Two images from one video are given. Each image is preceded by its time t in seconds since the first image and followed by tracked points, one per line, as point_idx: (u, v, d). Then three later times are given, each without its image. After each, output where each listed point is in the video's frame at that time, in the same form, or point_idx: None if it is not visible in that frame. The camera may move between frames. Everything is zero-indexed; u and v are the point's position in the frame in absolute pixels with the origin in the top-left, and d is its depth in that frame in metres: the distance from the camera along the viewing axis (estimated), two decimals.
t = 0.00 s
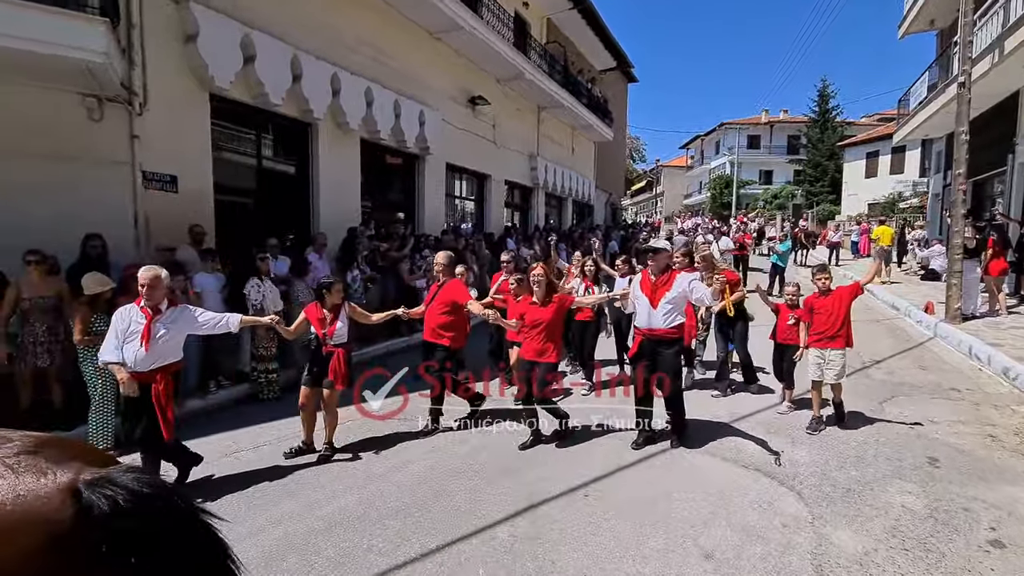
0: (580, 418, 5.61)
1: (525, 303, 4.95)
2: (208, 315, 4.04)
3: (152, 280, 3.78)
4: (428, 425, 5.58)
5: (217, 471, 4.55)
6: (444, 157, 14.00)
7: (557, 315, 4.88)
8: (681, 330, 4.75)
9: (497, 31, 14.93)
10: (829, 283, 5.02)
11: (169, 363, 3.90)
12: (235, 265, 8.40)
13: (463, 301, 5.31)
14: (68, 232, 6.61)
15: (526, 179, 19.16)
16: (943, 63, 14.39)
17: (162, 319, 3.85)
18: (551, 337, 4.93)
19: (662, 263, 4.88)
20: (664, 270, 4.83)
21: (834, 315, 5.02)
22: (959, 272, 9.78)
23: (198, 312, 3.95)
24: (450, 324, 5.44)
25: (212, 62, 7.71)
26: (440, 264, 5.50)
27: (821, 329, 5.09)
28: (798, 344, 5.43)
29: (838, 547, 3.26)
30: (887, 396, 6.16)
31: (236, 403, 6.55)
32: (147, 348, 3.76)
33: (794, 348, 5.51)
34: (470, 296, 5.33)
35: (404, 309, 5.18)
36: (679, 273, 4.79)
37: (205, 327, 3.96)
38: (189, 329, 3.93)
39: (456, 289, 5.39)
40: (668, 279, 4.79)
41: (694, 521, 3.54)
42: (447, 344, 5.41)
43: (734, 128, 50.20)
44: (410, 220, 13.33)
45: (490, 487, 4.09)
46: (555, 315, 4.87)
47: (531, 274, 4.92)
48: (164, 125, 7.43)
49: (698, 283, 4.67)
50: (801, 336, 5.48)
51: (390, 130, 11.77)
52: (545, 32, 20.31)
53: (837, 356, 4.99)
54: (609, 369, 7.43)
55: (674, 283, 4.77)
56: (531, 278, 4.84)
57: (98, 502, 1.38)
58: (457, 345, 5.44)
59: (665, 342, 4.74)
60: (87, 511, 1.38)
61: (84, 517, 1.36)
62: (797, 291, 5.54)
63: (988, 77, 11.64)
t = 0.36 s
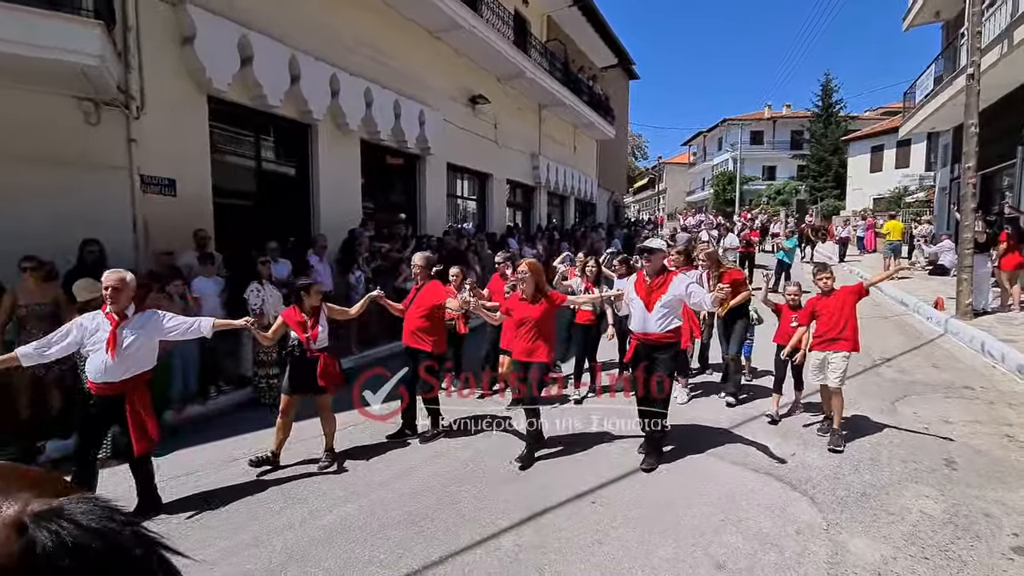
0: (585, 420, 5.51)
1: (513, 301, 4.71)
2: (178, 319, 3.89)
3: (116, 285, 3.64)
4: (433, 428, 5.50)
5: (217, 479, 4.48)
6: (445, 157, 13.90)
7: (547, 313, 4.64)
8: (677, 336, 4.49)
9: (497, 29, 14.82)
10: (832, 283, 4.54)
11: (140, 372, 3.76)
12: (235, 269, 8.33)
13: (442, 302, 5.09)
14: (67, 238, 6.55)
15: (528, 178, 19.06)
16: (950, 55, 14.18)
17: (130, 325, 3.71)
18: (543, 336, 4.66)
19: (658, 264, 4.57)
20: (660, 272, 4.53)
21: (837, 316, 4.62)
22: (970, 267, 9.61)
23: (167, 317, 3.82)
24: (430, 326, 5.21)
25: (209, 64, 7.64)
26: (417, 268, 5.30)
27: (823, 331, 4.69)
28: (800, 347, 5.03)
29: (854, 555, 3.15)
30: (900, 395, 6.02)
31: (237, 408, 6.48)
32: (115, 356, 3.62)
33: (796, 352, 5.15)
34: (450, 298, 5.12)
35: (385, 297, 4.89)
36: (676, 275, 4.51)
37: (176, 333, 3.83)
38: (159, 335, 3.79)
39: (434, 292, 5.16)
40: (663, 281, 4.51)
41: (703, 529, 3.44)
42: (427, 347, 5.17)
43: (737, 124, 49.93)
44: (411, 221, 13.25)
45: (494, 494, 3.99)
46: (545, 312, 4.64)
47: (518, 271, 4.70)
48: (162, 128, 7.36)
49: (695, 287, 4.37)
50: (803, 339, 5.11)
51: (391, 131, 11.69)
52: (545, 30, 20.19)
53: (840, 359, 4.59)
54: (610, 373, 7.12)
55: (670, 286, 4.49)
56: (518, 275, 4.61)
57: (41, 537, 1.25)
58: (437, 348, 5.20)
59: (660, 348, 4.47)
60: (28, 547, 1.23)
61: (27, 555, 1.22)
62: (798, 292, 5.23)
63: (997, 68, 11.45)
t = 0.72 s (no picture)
0: (584, 421, 5.44)
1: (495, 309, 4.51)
2: (132, 328, 3.71)
3: (67, 291, 3.47)
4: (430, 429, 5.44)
5: (211, 485, 4.43)
6: (442, 156, 13.82)
7: (532, 319, 4.42)
8: (667, 339, 4.29)
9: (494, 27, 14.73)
10: (833, 282, 4.36)
11: (88, 383, 3.57)
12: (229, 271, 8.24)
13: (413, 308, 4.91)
14: (59, 240, 6.50)
15: (527, 176, 18.98)
16: (951, 47, 14.06)
17: (79, 334, 3.53)
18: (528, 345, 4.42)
19: (649, 264, 4.35)
20: (650, 274, 4.32)
21: (834, 319, 4.37)
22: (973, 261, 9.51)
23: (119, 326, 3.64)
24: (400, 331, 5.08)
25: (202, 64, 7.58)
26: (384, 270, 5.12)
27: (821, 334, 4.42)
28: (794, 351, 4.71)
29: (856, 557, 3.09)
30: (902, 392, 5.95)
31: (233, 411, 6.43)
32: (59, 366, 3.45)
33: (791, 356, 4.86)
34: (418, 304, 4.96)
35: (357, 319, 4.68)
36: (666, 277, 4.29)
37: (129, 343, 3.65)
38: (109, 344, 3.60)
39: (403, 297, 4.97)
40: (652, 282, 4.31)
41: (703, 532, 3.37)
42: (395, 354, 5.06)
43: (737, 120, 49.75)
44: (409, 220, 13.18)
45: (490, 498, 3.93)
46: (530, 319, 4.41)
47: (501, 278, 4.45)
48: (155, 130, 7.31)
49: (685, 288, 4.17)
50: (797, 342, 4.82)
51: (387, 130, 11.62)
52: (542, 27, 20.06)
53: (840, 365, 4.32)
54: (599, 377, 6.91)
55: (660, 288, 4.29)
56: (499, 283, 4.36)
57: None
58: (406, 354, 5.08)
59: (648, 353, 4.28)
60: None
61: None
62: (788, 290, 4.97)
63: (998, 60, 11.33)
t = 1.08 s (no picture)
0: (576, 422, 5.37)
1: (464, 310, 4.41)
2: (79, 338, 3.49)
3: (9, 299, 3.27)
4: (420, 431, 5.37)
5: (196, 491, 4.38)
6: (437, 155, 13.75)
7: (501, 321, 4.31)
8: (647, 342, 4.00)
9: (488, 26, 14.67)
10: (815, 281, 4.23)
11: (30, 396, 3.35)
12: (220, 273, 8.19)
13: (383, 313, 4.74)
14: (46, 244, 6.45)
15: (523, 176, 18.93)
16: (947, 43, 13.99)
17: (20, 344, 3.31)
18: (496, 344, 4.29)
19: (623, 264, 4.10)
20: (624, 274, 4.07)
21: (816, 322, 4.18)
22: (969, 257, 9.45)
23: (64, 335, 3.44)
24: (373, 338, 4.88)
25: (190, 65, 7.53)
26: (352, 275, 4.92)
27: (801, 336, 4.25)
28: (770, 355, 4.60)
29: (845, 560, 3.04)
30: (897, 390, 5.89)
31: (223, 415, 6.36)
32: None
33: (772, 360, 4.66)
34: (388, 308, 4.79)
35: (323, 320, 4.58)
36: (641, 277, 4.04)
37: (75, 354, 3.46)
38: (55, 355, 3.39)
39: (373, 303, 4.83)
40: (628, 283, 4.04)
41: (690, 536, 3.32)
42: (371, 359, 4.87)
43: (735, 117, 49.69)
44: (403, 221, 13.13)
45: (476, 501, 3.88)
46: (498, 320, 4.30)
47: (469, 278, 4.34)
48: (143, 132, 7.26)
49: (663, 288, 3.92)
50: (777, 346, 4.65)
51: (381, 130, 11.57)
52: (538, 26, 20.00)
53: (823, 369, 4.19)
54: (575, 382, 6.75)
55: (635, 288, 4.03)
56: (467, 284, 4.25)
57: None
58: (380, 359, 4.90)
59: (625, 358, 4.00)
60: None
61: None
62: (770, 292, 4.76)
63: (994, 55, 11.27)
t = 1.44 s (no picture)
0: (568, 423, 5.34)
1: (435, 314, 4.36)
2: (41, 345, 3.49)
3: None
4: (411, 432, 5.35)
5: (185, 491, 4.36)
6: (434, 154, 13.71)
7: (472, 325, 4.28)
8: (621, 347, 3.89)
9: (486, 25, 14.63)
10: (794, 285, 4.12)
11: None
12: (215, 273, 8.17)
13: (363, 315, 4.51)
14: (39, 243, 6.44)
15: (522, 175, 18.90)
16: (946, 41, 13.93)
17: None
18: (466, 350, 4.30)
19: (595, 266, 4.00)
20: (597, 276, 3.95)
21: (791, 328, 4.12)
22: (967, 257, 9.41)
23: (24, 341, 3.45)
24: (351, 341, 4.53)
25: (184, 64, 7.52)
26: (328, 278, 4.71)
27: (778, 343, 4.17)
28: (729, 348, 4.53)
29: (834, 562, 3.01)
30: (892, 390, 5.86)
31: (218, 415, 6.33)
32: None
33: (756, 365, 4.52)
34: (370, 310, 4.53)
35: (298, 335, 4.39)
36: (614, 279, 3.93)
37: (33, 360, 3.46)
38: (13, 361, 3.42)
39: (357, 303, 4.55)
40: (600, 286, 3.94)
41: (678, 536, 3.30)
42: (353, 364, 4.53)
43: (735, 116, 49.61)
44: (401, 220, 13.11)
45: (466, 502, 3.86)
46: (470, 324, 4.27)
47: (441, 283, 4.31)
48: (136, 131, 7.25)
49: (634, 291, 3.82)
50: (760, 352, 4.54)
51: (377, 129, 11.55)
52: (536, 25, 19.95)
53: (801, 377, 4.12)
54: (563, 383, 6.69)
55: (608, 291, 3.93)
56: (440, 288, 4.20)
57: None
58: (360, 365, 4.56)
59: (599, 364, 3.88)
60: None
61: None
62: (757, 295, 4.65)
63: (993, 54, 11.22)
